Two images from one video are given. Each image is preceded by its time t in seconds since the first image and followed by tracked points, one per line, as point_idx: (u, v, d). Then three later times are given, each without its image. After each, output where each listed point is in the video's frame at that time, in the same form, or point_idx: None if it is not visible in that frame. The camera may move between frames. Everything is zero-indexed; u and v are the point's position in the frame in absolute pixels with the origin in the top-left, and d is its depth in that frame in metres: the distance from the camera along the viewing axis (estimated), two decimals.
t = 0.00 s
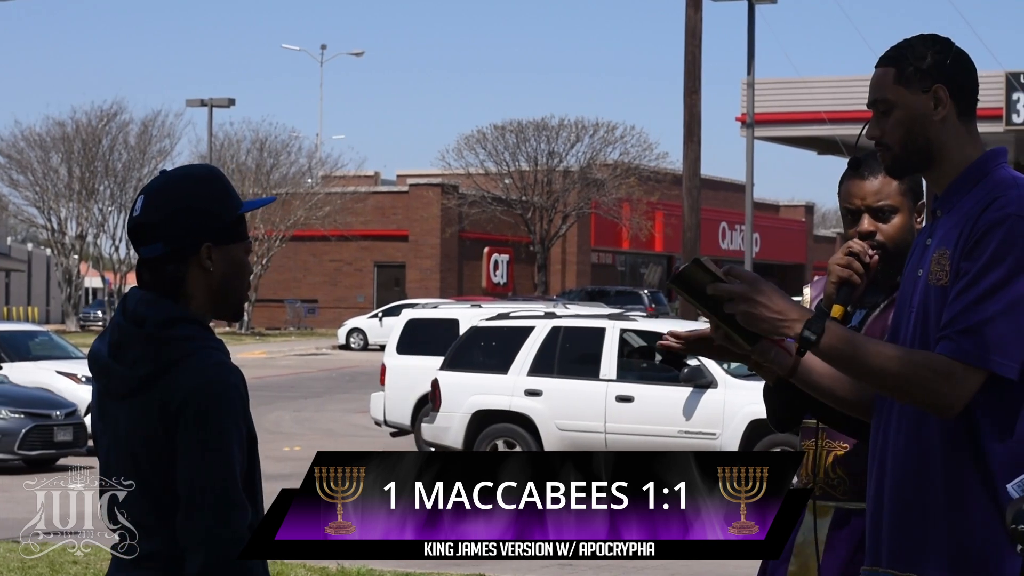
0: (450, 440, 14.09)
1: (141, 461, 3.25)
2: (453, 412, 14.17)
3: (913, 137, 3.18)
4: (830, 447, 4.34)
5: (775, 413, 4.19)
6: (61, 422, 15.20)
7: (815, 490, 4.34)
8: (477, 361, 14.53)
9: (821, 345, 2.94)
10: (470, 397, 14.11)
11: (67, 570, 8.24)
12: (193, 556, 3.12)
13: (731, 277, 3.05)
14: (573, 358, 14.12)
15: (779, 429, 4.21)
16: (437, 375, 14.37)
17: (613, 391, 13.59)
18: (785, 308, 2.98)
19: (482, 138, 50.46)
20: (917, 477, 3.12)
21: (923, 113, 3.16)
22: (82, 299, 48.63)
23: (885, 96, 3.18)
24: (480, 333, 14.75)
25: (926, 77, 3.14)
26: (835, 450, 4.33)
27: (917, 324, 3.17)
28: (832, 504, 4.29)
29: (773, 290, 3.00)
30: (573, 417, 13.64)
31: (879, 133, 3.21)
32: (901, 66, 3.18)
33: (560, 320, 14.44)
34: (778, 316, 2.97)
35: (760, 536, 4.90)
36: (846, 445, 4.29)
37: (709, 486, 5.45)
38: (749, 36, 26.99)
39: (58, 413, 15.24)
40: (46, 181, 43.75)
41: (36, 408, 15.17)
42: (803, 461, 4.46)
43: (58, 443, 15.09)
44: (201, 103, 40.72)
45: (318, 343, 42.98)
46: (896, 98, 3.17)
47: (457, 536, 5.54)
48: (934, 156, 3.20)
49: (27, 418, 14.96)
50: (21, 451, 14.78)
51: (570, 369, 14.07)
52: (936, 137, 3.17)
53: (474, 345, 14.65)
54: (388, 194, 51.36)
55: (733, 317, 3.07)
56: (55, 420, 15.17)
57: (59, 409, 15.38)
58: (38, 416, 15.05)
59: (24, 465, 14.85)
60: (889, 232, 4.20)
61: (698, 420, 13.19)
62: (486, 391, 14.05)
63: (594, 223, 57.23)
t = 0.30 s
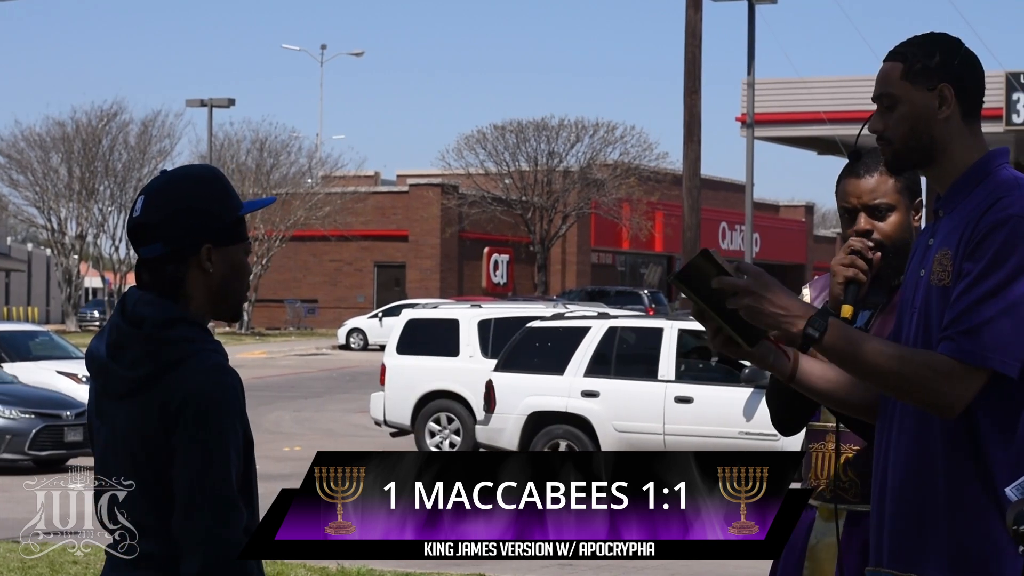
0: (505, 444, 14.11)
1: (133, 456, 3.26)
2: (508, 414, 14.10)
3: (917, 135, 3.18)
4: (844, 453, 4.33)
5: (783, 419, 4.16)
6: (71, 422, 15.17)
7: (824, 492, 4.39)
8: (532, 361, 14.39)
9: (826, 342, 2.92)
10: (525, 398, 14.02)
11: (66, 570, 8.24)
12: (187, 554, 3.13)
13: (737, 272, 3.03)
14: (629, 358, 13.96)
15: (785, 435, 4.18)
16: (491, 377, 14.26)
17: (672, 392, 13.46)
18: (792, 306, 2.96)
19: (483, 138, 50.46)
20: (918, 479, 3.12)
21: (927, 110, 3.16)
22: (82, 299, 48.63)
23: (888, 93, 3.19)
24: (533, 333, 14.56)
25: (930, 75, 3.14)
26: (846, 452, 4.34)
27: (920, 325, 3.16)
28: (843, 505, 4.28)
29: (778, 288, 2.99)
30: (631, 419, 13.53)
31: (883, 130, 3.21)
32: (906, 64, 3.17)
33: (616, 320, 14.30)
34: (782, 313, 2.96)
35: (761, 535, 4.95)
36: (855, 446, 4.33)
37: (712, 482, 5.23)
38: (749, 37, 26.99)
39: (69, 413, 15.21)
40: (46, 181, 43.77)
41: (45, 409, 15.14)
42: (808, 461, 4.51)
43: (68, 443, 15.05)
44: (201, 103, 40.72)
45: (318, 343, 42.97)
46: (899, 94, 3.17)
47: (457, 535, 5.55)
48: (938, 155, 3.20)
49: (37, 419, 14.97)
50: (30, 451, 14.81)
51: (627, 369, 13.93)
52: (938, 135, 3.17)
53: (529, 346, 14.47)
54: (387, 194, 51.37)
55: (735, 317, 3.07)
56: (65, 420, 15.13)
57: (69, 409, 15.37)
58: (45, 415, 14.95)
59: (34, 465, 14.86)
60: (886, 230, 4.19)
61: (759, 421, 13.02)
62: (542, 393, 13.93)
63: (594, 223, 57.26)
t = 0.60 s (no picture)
0: (583, 445, 13.43)
1: (128, 455, 3.25)
2: (585, 416, 13.50)
3: (920, 138, 3.17)
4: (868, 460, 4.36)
5: (799, 425, 4.07)
6: (83, 423, 15.19)
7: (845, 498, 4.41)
8: (612, 362, 13.85)
9: (828, 341, 2.93)
10: (603, 399, 13.46)
11: (68, 569, 8.23)
12: (183, 555, 3.12)
13: (741, 272, 3.02)
14: (711, 358, 13.48)
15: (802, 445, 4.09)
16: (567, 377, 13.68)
17: (757, 393, 12.97)
18: (794, 306, 2.95)
19: (485, 138, 50.42)
20: (921, 484, 3.11)
21: (931, 114, 3.15)
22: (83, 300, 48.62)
23: (890, 97, 3.18)
24: (612, 334, 14.02)
25: (935, 79, 3.13)
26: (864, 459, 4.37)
27: (925, 325, 3.15)
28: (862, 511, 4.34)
29: (784, 288, 2.98)
30: (714, 420, 13.04)
31: (888, 133, 3.21)
32: (912, 66, 3.16)
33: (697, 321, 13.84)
34: (786, 313, 2.95)
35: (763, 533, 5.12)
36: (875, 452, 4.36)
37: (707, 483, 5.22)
38: (751, 36, 26.97)
39: (82, 414, 15.21)
40: (47, 181, 43.76)
41: (60, 409, 15.14)
42: (827, 467, 4.50)
43: (82, 444, 15.08)
44: (203, 103, 40.73)
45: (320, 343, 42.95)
46: (902, 97, 3.16)
47: (457, 535, 5.69)
48: (942, 156, 3.19)
49: (51, 418, 14.97)
50: (44, 451, 14.78)
51: (709, 369, 13.44)
52: (942, 137, 3.16)
53: (606, 347, 13.94)
54: (389, 194, 51.39)
55: (740, 315, 3.06)
56: (78, 420, 15.15)
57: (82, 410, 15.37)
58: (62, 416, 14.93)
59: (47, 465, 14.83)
60: (895, 233, 4.16)
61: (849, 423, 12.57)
62: (621, 394, 13.41)
63: (596, 223, 57.25)
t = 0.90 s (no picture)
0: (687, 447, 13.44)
1: (125, 455, 3.26)
2: (689, 418, 13.49)
3: (922, 137, 3.17)
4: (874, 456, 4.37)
5: (814, 435, 4.21)
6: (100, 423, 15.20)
7: (859, 501, 4.40)
8: (716, 363, 13.79)
9: (831, 341, 2.93)
10: (708, 402, 13.44)
11: (69, 569, 8.25)
12: (178, 553, 3.12)
13: (744, 270, 3.01)
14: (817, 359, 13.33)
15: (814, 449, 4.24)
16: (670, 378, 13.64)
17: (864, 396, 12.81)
18: (796, 305, 2.95)
19: (485, 138, 50.37)
20: (922, 485, 3.11)
21: (935, 113, 3.14)
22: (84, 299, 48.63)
23: (894, 96, 3.18)
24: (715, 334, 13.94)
25: (938, 77, 3.13)
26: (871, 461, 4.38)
27: (926, 326, 3.15)
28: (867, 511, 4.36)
29: (786, 287, 2.98)
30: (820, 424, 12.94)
31: (889, 131, 3.20)
32: (914, 65, 3.16)
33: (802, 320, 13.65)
34: (786, 313, 2.95)
35: (764, 536, 5.05)
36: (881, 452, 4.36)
37: (712, 485, 5.08)
38: (752, 35, 26.94)
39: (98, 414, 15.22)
40: (47, 181, 43.81)
41: (76, 409, 15.14)
42: (843, 470, 4.47)
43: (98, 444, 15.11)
44: (203, 103, 40.73)
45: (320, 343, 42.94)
46: (905, 97, 3.16)
47: (458, 535, 5.57)
48: (944, 155, 3.19)
49: (66, 419, 14.96)
50: (59, 451, 14.75)
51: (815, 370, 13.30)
52: (944, 136, 3.16)
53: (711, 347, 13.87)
54: (389, 194, 51.39)
55: (741, 313, 3.05)
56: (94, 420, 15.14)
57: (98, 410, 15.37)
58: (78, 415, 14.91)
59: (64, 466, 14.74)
60: (911, 235, 4.13)
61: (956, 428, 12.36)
62: (727, 397, 13.37)
63: (596, 224, 57.27)
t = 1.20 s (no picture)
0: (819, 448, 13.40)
1: (128, 452, 3.26)
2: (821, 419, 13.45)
3: (933, 137, 3.14)
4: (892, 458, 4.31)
5: (831, 436, 4.18)
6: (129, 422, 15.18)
7: (873, 502, 4.37)
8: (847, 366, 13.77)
9: (840, 341, 2.89)
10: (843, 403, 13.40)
11: (79, 569, 8.24)
12: (181, 548, 3.14)
13: (752, 270, 2.98)
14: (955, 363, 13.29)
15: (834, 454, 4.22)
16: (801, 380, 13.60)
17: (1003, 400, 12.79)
18: (804, 305, 2.92)
19: (493, 138, 50.31)
20: (929, 487, 3.09)
21: (943, 112, 3.12)
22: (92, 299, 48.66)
23: (903, 96, 3.15)
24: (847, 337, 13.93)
25: (948, 77, 3.10)
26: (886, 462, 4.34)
27: (936, 325, 3.12)
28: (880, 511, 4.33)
29: (795, 287, 2.95)
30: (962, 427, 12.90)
31: (898, 132, 3.17)
32: (923, 65, 3.13)
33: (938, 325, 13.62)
34: (797, 313, 2.92)
35: (763, 535, 4.94)
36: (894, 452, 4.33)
37: (711, 484, 5.01)
38: (760, 35, 26.87)
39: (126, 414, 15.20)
40: (56, 181, 43.85)
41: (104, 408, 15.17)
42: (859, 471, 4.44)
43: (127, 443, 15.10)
44: (211, 103, 40.78)
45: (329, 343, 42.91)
46: (915, 97, 3.13)
47: (456, 535, 5.59)
48: (954, 156, 3.15)
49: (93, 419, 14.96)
50: (87, 451, 14.77)
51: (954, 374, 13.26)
52: (955, 136, 3.13)
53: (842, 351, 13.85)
54: (398, 194, 51.36)
55: (750, 313, 3.03)
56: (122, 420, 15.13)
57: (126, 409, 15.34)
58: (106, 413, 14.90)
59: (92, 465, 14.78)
60: (918, 243, 4.08)
61: None
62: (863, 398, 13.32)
63: (604, 223, 57.20)
